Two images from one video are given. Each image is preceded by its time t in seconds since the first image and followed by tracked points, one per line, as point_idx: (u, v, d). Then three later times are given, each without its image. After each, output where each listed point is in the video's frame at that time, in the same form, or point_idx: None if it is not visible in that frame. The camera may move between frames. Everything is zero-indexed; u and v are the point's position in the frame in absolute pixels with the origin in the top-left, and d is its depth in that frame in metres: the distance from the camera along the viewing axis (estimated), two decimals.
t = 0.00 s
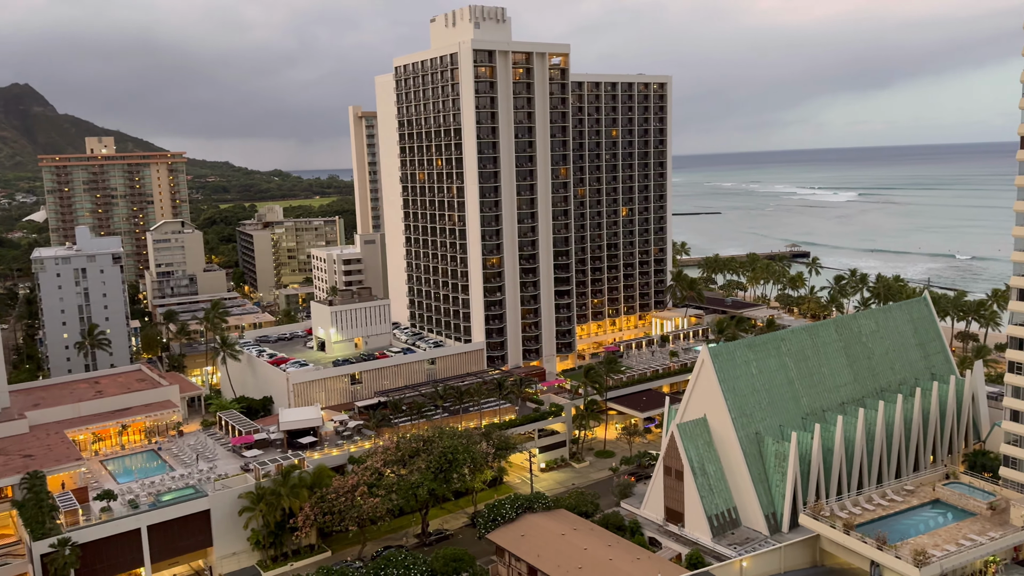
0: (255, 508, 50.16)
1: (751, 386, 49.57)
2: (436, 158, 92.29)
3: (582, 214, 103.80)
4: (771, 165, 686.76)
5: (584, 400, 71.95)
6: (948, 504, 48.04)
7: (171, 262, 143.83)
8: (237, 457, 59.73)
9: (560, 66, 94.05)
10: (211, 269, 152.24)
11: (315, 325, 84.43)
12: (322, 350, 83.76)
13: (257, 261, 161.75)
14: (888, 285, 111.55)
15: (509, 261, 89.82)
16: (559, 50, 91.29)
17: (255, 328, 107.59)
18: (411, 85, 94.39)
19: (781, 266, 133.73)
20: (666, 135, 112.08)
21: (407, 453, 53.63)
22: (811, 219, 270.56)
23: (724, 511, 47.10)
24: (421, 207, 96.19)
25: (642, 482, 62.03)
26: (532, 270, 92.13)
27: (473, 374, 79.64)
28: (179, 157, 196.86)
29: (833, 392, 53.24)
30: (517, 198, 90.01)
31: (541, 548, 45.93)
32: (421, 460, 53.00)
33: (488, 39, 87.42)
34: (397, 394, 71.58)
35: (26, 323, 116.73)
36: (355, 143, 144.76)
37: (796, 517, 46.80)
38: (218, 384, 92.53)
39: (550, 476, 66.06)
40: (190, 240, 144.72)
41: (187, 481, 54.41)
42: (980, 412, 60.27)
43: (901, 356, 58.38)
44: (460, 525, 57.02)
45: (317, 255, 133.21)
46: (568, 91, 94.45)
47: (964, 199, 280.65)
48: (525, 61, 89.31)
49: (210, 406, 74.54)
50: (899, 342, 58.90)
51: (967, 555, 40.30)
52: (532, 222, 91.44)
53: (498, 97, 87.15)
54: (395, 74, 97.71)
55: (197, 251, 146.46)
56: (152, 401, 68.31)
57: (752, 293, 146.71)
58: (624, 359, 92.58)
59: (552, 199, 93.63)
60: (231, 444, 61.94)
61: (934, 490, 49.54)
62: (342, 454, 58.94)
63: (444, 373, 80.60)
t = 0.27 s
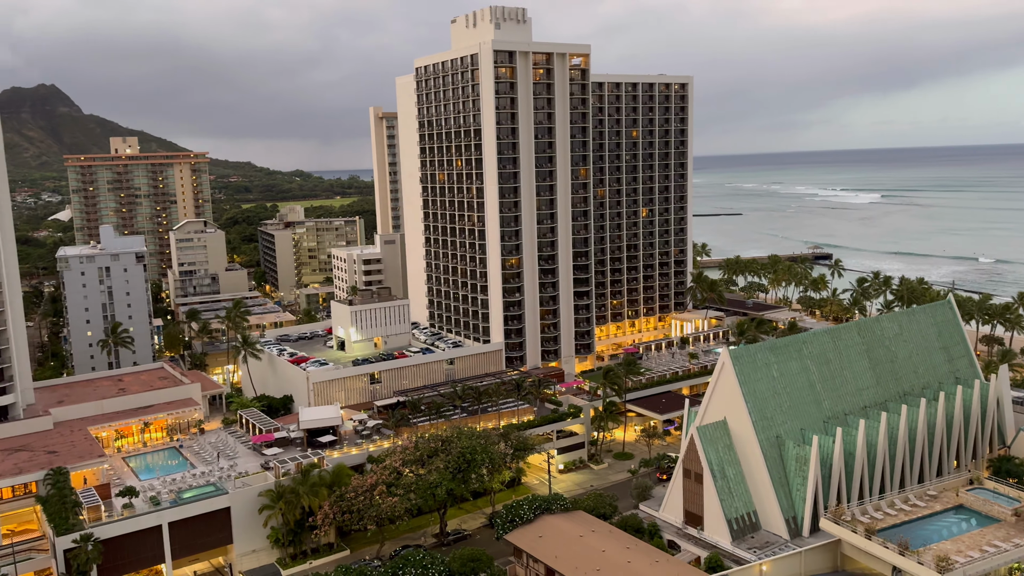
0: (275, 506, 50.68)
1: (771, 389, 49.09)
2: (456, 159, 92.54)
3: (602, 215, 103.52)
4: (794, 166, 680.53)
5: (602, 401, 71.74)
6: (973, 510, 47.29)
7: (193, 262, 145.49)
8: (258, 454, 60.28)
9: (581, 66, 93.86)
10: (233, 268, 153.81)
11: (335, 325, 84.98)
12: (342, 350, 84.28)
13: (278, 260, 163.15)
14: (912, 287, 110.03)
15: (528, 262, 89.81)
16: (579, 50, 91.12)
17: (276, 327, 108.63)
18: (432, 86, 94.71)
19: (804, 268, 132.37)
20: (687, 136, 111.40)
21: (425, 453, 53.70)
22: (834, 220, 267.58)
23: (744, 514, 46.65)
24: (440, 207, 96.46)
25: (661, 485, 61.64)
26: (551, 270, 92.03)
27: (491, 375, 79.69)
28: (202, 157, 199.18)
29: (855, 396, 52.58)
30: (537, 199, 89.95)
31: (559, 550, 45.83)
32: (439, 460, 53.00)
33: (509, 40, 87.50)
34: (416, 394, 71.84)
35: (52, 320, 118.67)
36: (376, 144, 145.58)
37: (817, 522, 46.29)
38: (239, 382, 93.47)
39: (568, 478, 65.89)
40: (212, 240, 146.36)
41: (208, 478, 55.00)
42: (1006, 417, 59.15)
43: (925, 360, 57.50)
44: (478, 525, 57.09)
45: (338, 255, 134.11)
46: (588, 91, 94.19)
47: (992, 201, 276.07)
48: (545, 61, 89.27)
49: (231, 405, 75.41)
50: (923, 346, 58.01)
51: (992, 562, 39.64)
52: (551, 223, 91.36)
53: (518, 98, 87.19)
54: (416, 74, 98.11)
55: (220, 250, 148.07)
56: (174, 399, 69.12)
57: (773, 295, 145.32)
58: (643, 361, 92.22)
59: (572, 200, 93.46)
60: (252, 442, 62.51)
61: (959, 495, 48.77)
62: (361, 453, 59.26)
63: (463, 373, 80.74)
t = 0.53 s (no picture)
0: (296, 507, 50.91)
1: (793, 395, 48.58)
2: (477, 162, 92.78)
3: (623, 219, 103.22)
4: (817, 170, 673.86)
5: (622, 406, 71.45)
6: (999, 519, 46.55)
7: (217, 263, 147.18)
8: (279, 455, 60.73)
9: (602, 70, 93.72)
10: (256, 270, 155.34)
11: (356, 327, 85.45)
12: (362, 352, 84.70)
13: (300, 263, 164.50)
14: (938, 294, 108.42)
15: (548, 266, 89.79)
16: (601, 54, 91.02)
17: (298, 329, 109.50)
18: (454, 90, 95.07)
19: (827, 274, 130.89)
20: (710, 140, 110.73)
21: (445, 456, 53.75)
22: (858, 225, 264.34)
23: (765, 521, 46.14)
24: (461, 210, 96.73)
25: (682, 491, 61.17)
26: (571, 274, 91.91)
27: (511, 378, 79.66)
28: (226, 160, 201.56)
29: (878, 403, 51.87)
30: (558, 203, 89.91)
31: (578, 555, 45.62)
32: (458, 463, 53.03)
33: (530, 44, 87.67)
34: (435, 397, 72.02)
35: (78, 321, 120.63)
36: (398, 147, 146.39)
37: (839, 530, 45.75)
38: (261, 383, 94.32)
39: (588, 483, 65.67)
40: (236, 242, 147.98)
41: (229, 478, 55.50)
42: None
43: (950, 367, 56.57)
44: (497, 529, 57.07)
45: (359, 257, 134.98)
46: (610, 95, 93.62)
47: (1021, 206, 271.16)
48: (567, 65, 89.13)
49: (253, 406, 76.18)
50: (949, 353, 57.08)
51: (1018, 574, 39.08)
52: (572, 227, 91.25)
53: (539, 101, 87.27)
54: (438, 78, 98.51)
55: (243, 252, 149.65)
56: (197, 399, 69.81)
57: (797, 300, 143.76)
58: (664, 366, 91.72)
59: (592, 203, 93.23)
60: (273, 443, 63.02)
61: (984, 505, 47.97)
62: (381, 454, 59.54)
63: (483, 376, 80.76)
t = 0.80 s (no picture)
0: (318, 512, 51.34)
1: (819, 406, 47.89)
2: (501, 170, 93.02)
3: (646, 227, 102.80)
4: (844, 179, 666.16)
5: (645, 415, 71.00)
6: None
7: (243, 269, 149.00)
8: (302, 460, 61.15)
9: (627, 78, 93.55)
10: (281, 276, 156.93)
11: (379, 333, 85.91)
12: (385, 358, 85.11)
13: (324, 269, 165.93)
14: (968, 304, 106.45)
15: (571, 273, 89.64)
16: (625, 62, 90.92)
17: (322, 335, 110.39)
18: (478, 98, 95.49)
19: (854, 283, 129.10)
20: (735, 147, 109.96)
21: (466, 462, 53.70)
22: (886, 235, 260.59)
23: (789, 533, 45.45)
24: (484, 218, 97.00)
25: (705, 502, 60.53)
26: (594, 282, 91.66)
27: (533, 386, 79.50)
28: (253, 167, 204.20)
29: (905, 414, 50.97)
30: (581, 210, 89.78)
31: (599, 564, 45.34)
32: (480, 470, 52.97)
33: (555, 52, 87.88)
34: (457, 403, 72.14)
35: (107, 325, 122.67)
36: (422, 154, 147.30)
37: (865, 543, 45.02)
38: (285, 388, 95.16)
39: (610, 492, 65.28)
40: (261, 248, 149.73)
41: (253, 482, 55.95)
42: None
43: (980, 379, 55.43)
44: (518, 537, 56.91)
45: (383, 264, 135.83)
46: (634, 103, 93.96)
47: None
48: (591, 73, 88.95)
49: (277, 410, 76.94)
50: (978, 365, 55.95)
51: None
52: (595, 235, 91.02)
53: (563, 109, 87.33)
54: (462, 86, 99.03)
55: (268, 258, 151.33)
56: (222, 404, 70.53)
57: (823, 310, 142.04)
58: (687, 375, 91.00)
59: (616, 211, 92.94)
60: (296, 448, 63.50)
61: (1014, 520, 46.91)
62: (403, 460, 59.71)
63: (505, 384, 80.68)
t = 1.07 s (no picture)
0: (336, 517, 51.14)
1: (840, 417, 47.28)
2: (520, 178, 93.14)
3: (666, 235, 102.38)
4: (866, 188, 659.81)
5: (664, 424, 70.46)
6: None
7: (264, 275, 150.41)
8: (320, 466, 61.37)
9: (647, 86, 93.44)
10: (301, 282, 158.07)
11: (398, 339, 86.16)
12: (403, 364, 85.32)
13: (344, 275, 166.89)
14: (992, 315, 104.72)
15: (589, 281, 89.35)
16: (646, 70, 90.74)
17: (341, 341, 110.96)
18: (498, 106, 95.75)
19: (876, 293, 127.56)
20: (756, 156, 109.37)
21: (484, 470, 53.69)
22: (909, 244, 257.49)
23: (809, 546, 44.85)
24: (503, 225, 97.14)
25: (725, 513, 59.93)
26: (613, 290, 91.31)
27: (551, 394, 79.23)
28: (275, 174, 206.31)
29: (928, 426, 50.21)
30: (600, 218, 89.53)
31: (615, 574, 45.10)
32: (497, 477, 52.89)
33: (575, 60, 87.99)
34: (475, 411, 72.12)
35: (130, 330, 124.24)
36: (442, 162, 148.04)
37: (886, 557, 44.32)
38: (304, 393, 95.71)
39: (627, 502, 64.82)
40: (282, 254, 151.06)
41: (272, 488, 56.19)
42: None
43: (1005, 391, 54.47)
44: (535, 546, 56.68)
45: (402, 271, 136.37)
46: (654, 111, 93.47)
47: None
48: (611, 81, 89.05)
49: (295, 416, 77.46)
50: (1003, 377, 54.96)
51: None
52: (613, 242, 90.67)
53: (583, 117, 87.31)
54: (482, 95, 99.40)
55: (289, 264, 152.60)
56: (242, 408, 71.27)
57: (845, 320, 140.37)
58: (707, 384, 90.10)
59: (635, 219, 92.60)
60: (314, 453, 63.78)
61: None
62: (420, 467, 59.68)
63: (523, 392, 80.52)
